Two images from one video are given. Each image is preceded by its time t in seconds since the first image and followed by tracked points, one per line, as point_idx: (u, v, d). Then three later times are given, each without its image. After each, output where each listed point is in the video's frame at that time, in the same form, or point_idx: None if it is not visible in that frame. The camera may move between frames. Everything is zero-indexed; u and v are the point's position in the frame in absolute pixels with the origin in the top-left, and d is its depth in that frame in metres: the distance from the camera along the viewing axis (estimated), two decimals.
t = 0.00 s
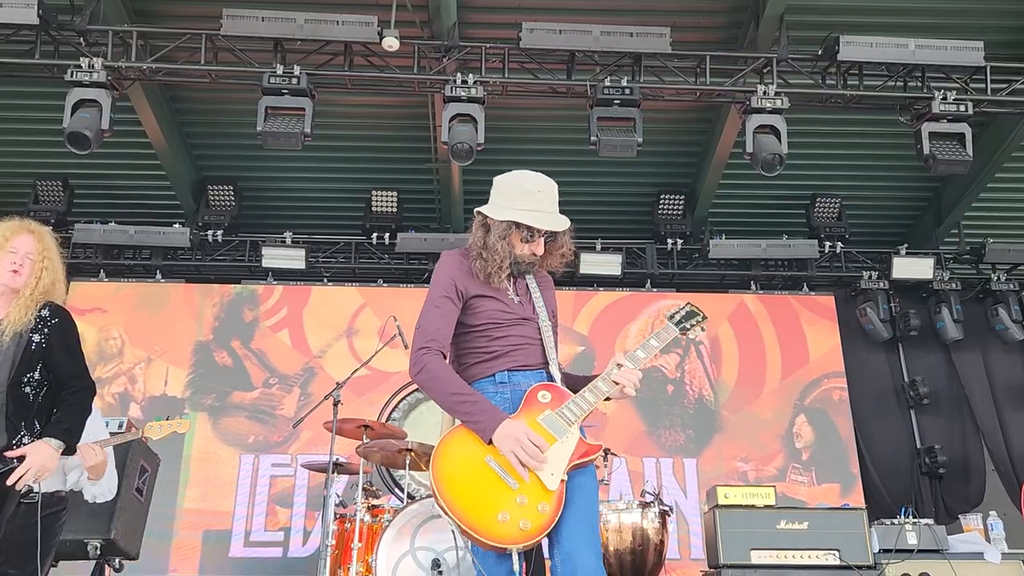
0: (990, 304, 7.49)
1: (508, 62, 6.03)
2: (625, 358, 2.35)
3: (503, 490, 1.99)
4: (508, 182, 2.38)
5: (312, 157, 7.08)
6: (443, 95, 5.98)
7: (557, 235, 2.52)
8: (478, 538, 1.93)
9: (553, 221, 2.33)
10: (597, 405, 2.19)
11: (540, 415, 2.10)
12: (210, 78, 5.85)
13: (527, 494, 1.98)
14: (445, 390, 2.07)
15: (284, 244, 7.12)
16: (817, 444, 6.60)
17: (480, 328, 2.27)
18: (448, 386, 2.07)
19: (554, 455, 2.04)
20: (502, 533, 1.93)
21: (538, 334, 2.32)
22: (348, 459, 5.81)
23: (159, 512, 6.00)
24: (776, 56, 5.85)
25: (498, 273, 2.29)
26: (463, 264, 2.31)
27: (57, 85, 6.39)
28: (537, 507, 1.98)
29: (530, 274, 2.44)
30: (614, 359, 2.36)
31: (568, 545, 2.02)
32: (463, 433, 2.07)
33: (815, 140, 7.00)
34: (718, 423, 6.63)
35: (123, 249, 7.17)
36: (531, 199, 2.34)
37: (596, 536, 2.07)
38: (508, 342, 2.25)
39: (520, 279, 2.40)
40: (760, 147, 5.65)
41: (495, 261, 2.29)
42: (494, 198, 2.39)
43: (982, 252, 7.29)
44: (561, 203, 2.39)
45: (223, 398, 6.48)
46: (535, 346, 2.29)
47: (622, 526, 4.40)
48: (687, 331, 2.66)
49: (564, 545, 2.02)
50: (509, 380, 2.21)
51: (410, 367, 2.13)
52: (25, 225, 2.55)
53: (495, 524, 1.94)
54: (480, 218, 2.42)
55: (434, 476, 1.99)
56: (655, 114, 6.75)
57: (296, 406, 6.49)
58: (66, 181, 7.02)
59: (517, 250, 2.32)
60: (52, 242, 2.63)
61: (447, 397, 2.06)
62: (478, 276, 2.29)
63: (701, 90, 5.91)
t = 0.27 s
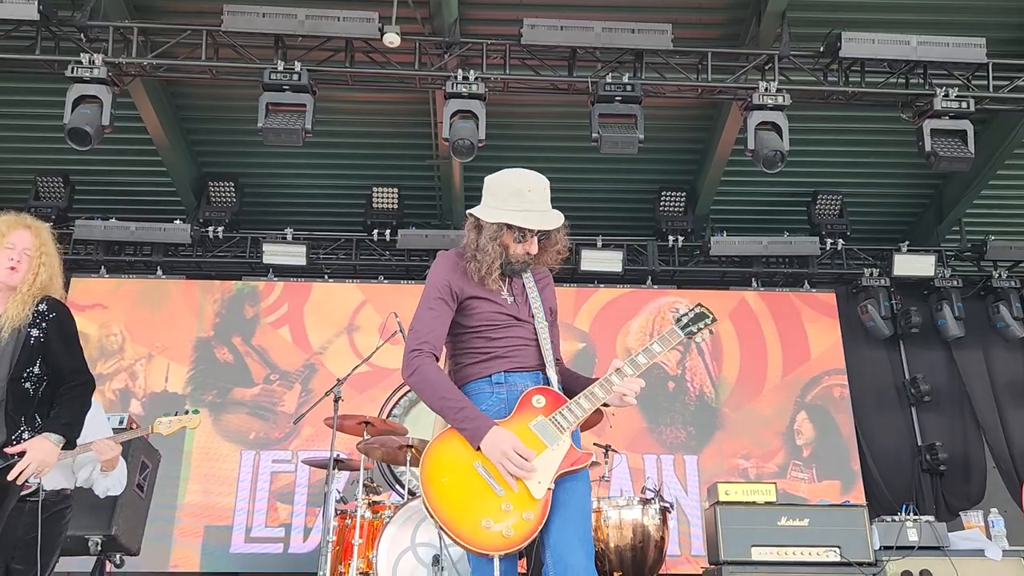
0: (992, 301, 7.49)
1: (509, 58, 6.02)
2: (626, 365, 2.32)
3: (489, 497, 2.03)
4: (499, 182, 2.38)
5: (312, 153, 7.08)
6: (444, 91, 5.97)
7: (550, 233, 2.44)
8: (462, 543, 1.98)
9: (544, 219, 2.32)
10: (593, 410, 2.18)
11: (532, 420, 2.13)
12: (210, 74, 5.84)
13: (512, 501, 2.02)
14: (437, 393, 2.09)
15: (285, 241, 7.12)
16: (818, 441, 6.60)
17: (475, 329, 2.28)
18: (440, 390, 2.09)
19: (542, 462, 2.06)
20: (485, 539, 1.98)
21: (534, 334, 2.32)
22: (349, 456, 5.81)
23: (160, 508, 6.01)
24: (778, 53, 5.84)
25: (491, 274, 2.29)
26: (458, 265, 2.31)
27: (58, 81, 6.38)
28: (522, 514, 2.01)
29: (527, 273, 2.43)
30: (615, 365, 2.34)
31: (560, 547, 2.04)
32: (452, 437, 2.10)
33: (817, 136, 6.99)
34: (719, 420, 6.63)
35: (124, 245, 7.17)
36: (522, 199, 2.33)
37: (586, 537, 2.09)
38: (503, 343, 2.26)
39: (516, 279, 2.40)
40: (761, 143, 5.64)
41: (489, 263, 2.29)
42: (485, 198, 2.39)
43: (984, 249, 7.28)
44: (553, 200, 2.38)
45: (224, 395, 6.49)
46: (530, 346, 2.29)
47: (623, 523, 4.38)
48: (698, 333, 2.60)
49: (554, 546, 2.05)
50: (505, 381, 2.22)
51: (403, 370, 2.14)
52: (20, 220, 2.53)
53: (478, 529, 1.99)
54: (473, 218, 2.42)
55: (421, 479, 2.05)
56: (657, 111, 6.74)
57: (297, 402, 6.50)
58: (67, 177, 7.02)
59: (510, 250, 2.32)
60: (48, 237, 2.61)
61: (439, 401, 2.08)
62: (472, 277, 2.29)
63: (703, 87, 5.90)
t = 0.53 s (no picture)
0: (993, 298, 7.49)
1: (510, 54, 6.01)
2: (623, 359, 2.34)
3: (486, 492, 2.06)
4: (497, 185, 2.43)
5: (313, 149, 7.07)
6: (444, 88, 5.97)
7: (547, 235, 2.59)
8: (459, 539, 2.01)
9: (543, 221, 2.38)
10: (591, 406, 2.20)
11: (529, 416, 2.15)
12: (211, 70, 5.83)
13: (509, 497, 2.05)
14: (437, 387, 2.10)
15: (286, 237, 7.11)
16: (818, 438, 6.60)
17: (471, 326, 2.31)
18: (441, 382, 2.10)
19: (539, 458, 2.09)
20: (482, 535, 2.01)
21: (528, 333, 2.36)
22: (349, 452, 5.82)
23: (160, 504, 6.01)
24: (779, 49, 5.83)
25: (488, 272, 2.35)
26: (455, 263, 2.36)
27: (58, 76, 6.37)
28: (518, 510, 2.04)
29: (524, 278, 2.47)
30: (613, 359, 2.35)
31: (562, 543, 2.06)
32: (448, 434, 2.13)
33: (818, 133, 6.99)
34: (719, 417, 6.63)
35: (124, 241, 7.17)
36: (521, 200, 2.40)
37: (590, 531, 2.10)
38: (499, 340, 2.29)
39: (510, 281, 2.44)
40: (762, 140, 5.63)
41: (486, 260, 2.35)
42: (484, 201, 2.44)
43: (985, 246, 7.27)
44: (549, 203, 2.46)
45: (225, 391, 6.49)
46: (525, 344, 2.32)
47: (623, 519, 4.39)
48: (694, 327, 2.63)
49: (558, 542, 2.06)
50: (499, 378, 2.24)
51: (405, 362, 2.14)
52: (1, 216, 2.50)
53: (475, 526, 2.02)
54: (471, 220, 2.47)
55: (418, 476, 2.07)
56: (657, 107, 6.74)
57: (297, 399, 6.50)
58: (67, 173, 7.01)
59: (507, 249, 2.38)
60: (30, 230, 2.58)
61: (439, 393, 2.09)
62: (470, 276, 2.34)
63: (704, 83, 5.88)
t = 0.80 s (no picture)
0: (993, 295, 7.50)
1: (510, 50, 6.00)
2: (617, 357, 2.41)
3: (481, 482, 2.05)
4: (499, 194, 2.53)
5: (313, 146, 7.07)
6: (444, 84, 5.96)
7: (546, 247, 2.70)
8: (454, 527, 1.99)
9: (544, 229, 2.50)
10: (586, 400, 2.25)
11: (523, 408, 2.17)
12: (210, 66, 5.81)
13: (504, 486, 2.05)
14: (433, 380, 2.14)
15: (285, 234, 7.11)
16: (818, 434, 6.60)
17: (467, 326, 2.37)
18: (438, 375, 2.14)
19: (534, 448, 2.10)
20: (477, 524, 2.00)
21: (523, 335, 2.42)
22: (349, 448, 5.83)
23: (160, 500, 6.01)
24: (780, 45, 5.83)
25: (485, 275, 2.42)
26: (454, 267, 2.43)
27: (57, 72, 6.36)
28: (514, 500, 2.04)
29: (519, 290, 2.54)
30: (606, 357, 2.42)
31: (562, 537, 2.10)
32: (443, 425, 2.14)
33: (819, 129, 6.98)
34: (719, 413, 6.63)
35: (124, 238, 7.16)
36: (522, 207, 2.51)
37: (591, 528, 2.13)
38: (494, 340, 2.35)
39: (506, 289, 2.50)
40: (762, 136, 5.63)
41: (485, 263, 2.43)
42: (486, 207, 2.52)
43: (985, 243, 7.27)
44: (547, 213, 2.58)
45: (225, 387, 6.48)
46: (520, 346, 2.38)
47: (623, 516, 4.39)
48: (684, 331, 2.72)
49: (559, 539, 2.10)
50: (494, 376, 2.29)
51: (402, 356, 2.18)
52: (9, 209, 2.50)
53: (470, 514, 2.00)
54: (472, 226, 2.56)
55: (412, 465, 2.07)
56: (657, 104, 6.73)
57: (297, 395, 6.49)
58: (66, 169, 6.99)
59: (508, 255, 2.46)
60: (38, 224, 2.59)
61: (435, 386, 2.13)
62: (467, 279, 2.42)
63: (704, 79, 5.87)
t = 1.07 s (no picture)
0: (992, 292, 7.51)
1: (510, 46, 5.99)
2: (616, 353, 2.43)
3: (484, 486, 2.09)
4: (497, 190, 2.54)
5: (313, 142, 7.06)
6: (444, 79, 5.95)
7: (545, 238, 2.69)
8: (459, 532, 2.04)
9: (542, 224, 2.50)
10: (586, 400, 2.27)
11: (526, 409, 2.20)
12: (210, 61, 5.80)
13: (508, 490, 2.09)
14: (433, 381, 2.15)
15: (285, 230, 7.10)
16: (817, 430, 6.61)
17: (467, 325, 2.39)
18: (438, 376, 2.15)
19: (536, 451, 2.14)
20: (482, 528, 2.04)
21: (523, 332, 2.44)
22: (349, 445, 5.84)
23: (160, 496, 6.01)
24: (780, 41, 5.82)
25: (484, 272, 2.43)
26: (452, 264, 2.44)
27: (56, 68, 6.35)
28: (517, 503, 2.08)
29: (519, 281, 2.55)
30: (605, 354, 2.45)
31: (563, 536, 2.12)
32: (445, 429, 2.18)
33: (819, 125, 6.98)
34: (718, 410, 6.63)
35: (123, 234, 7.17)
36: (521, 202, 2.51)
37: (591, 527, 2.16)
38: (494, 338, 2.37)
39: (506, 284, 2.51)
40: (762, 132, 5.63)
41: (484, 259, 2.43)
42: (483, 202, 2.53)
43: (984, 239, 7.27)
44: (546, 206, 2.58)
45: (225, 383, 6.48)
46: (520, 343, 2.40)
47: (622, 511, 4.40)
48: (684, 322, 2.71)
49: (560, 537, 2.12)
50: (495, 375, 2.32)
51: (402, 359, 2.20)
52: (38, 214, 2.53)
53: (474, 518, 2.05)
54: (468, 224, 2.55)
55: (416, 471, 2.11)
56: (657, 100, 6.73)
57: (297, 391, 6.50)
58: (65, 165, 6.99)
59: (510, 252, 2.47)
60: (63, 232, 2.61)
61: (436, 386, 2.14)
62: (466, 276, 2.42)
63: (704, 75, 5.86)
